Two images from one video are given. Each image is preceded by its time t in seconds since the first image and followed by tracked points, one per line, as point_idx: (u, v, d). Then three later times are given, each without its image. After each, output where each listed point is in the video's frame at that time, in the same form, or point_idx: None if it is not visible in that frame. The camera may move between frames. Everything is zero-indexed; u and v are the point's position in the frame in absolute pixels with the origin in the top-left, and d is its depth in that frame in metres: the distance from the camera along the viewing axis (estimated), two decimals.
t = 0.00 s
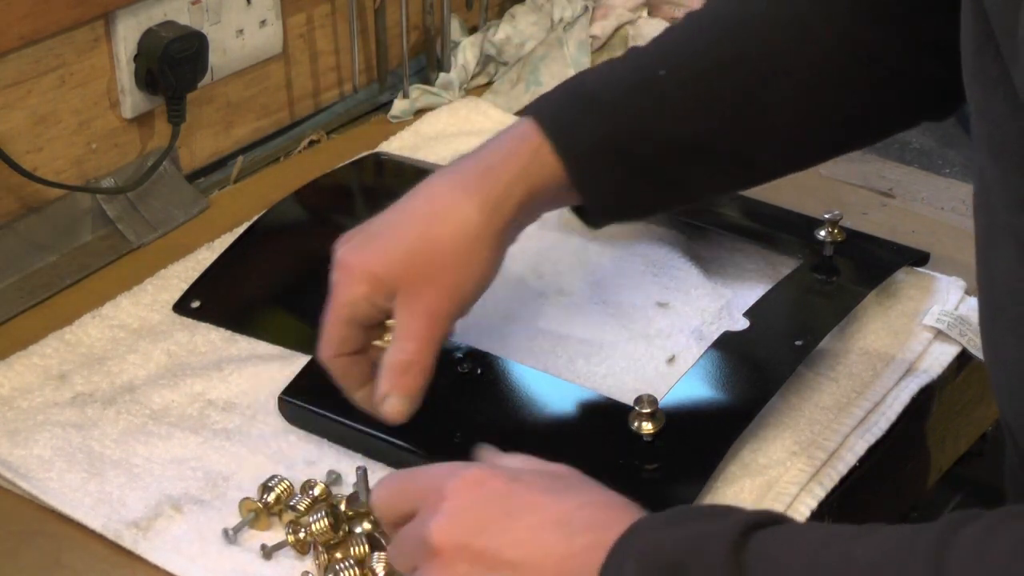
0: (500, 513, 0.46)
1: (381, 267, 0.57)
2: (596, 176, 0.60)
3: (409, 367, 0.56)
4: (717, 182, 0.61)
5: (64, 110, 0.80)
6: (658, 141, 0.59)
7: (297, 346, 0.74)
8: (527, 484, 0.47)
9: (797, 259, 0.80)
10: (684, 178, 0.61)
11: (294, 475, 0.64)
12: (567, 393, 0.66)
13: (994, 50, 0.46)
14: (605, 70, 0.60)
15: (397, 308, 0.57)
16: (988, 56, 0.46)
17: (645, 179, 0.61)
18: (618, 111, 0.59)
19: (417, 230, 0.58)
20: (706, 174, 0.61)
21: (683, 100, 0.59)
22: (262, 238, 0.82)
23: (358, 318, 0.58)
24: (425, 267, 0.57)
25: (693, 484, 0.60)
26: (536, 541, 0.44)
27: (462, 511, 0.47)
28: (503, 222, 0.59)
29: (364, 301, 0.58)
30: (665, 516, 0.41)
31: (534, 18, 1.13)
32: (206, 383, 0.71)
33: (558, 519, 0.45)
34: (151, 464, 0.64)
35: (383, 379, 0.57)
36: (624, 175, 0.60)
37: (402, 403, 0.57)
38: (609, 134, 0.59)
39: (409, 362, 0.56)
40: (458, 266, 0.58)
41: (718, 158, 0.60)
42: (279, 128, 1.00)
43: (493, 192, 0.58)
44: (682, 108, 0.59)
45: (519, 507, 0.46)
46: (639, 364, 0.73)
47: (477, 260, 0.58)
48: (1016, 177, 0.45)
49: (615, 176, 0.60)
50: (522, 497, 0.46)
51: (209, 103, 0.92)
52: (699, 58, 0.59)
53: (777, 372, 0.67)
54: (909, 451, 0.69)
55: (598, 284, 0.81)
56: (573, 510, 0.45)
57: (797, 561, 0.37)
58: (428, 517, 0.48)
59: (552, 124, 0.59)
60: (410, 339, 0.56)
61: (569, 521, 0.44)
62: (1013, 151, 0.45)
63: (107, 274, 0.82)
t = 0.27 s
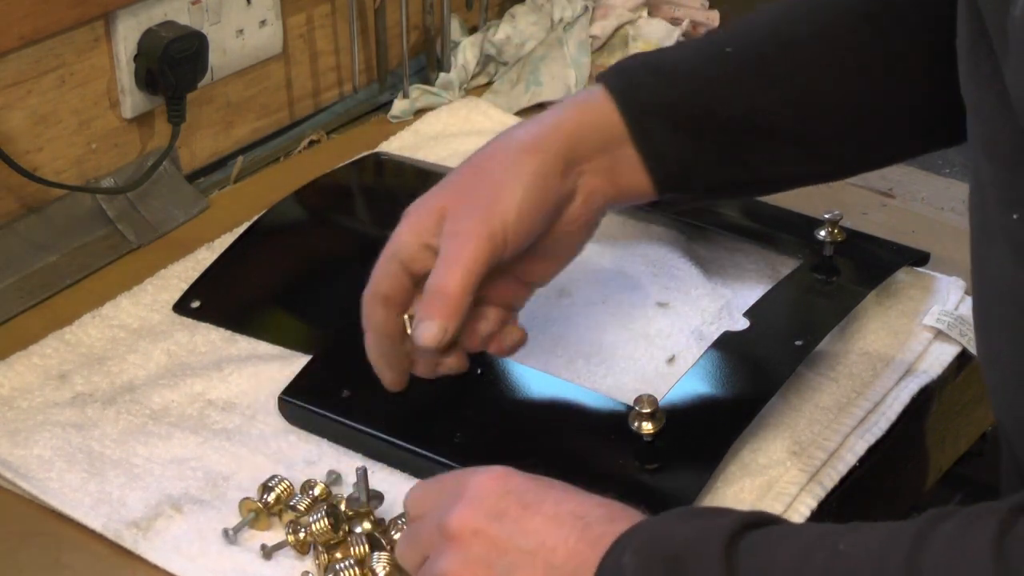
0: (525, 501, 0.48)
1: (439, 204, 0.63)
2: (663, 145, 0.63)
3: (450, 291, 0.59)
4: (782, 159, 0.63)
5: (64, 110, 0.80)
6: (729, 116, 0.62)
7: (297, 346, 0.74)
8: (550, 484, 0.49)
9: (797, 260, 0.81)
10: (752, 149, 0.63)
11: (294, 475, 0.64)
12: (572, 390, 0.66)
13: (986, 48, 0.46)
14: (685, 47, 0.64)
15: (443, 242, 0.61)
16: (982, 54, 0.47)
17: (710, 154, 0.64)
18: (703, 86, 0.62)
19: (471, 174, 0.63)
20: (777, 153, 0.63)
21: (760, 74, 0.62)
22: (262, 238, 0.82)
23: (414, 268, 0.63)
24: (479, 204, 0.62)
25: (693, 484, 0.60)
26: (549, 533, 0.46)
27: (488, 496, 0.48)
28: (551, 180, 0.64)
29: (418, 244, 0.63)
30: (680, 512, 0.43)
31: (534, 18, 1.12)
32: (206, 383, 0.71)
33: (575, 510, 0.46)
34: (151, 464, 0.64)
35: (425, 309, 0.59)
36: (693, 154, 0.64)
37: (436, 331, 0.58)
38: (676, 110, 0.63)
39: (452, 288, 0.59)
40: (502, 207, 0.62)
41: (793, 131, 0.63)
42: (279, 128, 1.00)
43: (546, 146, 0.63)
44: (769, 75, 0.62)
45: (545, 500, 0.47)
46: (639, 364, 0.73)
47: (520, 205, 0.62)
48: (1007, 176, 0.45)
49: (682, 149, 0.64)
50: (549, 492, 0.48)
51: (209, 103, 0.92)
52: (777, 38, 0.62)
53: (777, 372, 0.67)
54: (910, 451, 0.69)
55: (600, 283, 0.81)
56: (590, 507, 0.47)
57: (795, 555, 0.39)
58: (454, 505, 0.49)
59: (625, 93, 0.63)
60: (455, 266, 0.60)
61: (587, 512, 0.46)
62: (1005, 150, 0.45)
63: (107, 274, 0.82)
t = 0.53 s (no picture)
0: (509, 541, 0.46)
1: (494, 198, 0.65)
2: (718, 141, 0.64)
3: (502, 282, 0.60)
4: (829, 156, 0.64)
5: (64, 110, 0.80)
6: (781, 109, 0.63)
7: (297, 346, 0.74)
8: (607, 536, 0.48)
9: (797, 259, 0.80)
10: (803, 143, 0.64)
11: (294, 475, 0.64)
12: (577, 396, 0.66)
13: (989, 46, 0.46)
14: (740, 45, 0.65)
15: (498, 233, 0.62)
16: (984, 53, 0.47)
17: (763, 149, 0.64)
18: (768, 85, 0.63)
19: (525, 168, 0.65)
20: (826, 146, 0.64)
21: (815, 68, 0.62)
22: (262, 238, 0.82)
23: (468, 265, 0.65)
24: (536, 196, 0.63)
25: (693, 484, 0.60)
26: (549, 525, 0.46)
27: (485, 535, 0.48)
28: (607, 173, 0.64)
29: (473, 240, 0.65)
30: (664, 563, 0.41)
31: (534, 18, 1.12)
32: (206, 383, 0.71)
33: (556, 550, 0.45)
34: (151, 464, 0.64)
35: (479, 300, 0.60)
36: (747, 148, 0.64)
37: (490, 321, 0.59)
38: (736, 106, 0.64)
39: (507, 279, 0.60)
40: (557, 199, 0.63)
41: (834, 128, 0.63)
42: (279, 128, 1.00)
43: (603, 140, 0.65)
44: (823, 72, 0.62)
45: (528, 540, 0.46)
46: (639, 364, 0.73)
47: (576, 199, 0.63)
48: (1007, 179, 0.45)
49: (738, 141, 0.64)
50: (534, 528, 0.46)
51: (209, 103, 0.92)
52: (825, 34, 0.62)
53: (777, 372, 0.67)
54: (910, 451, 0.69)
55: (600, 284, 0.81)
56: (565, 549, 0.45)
57: None
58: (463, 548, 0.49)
59: (687, 87, 0.65)
60: (510, 256, 0.61)
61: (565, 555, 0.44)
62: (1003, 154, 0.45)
63: (107, 274, 0.82)
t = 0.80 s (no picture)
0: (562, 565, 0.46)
1: (400, 340, 0.53)
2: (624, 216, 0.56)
3: (444, 432, 0.52)
4: (808, 180, 0.58)
5: (64, 110, 0.80)
6: (663, 171, 0.56)
7: (297, 346, 0.74)
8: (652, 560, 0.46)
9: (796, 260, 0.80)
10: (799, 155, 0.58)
11: (294, 475, 0.64)
12: (577, 398, 0.66)
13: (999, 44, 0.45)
14: (612, 107, 0.58)
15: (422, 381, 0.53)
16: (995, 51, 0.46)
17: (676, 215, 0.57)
18: (625, 149, 0.56)
19: (431, 295, 0.54)
20: (726, 210, 0.58)
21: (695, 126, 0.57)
22: (262, 238, 0.82)
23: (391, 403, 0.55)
24: (448, 325, 0.53)
25: (693, 484, 0.60)
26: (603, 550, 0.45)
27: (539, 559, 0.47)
28: (518, 279, 0.55)
29: (385, 385, 0.54)
30: None
31: (534, 18, 1.12)
32: (206, 383, 0.71)
33: None
34: (151, 464, 0.64)
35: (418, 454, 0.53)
36: (644, 211, 0.57)
37: (437, 472, 0.53)
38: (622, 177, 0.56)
39: (446, 433, 0.52)
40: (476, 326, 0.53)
41: (816, 149, 0.57)
42: (279, 128, 1.00)
43: (505, 240, 0.55)
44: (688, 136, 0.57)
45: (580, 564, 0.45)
46: (639, 364, 0.73)
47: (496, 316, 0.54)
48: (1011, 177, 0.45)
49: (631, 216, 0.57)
50: (585, 550, 0.45)
51: (209, 103, 0.92)
52: (738, 82, 0.57)
53: (777, 372, 0.67)
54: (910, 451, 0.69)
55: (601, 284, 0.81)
56: None
57: None
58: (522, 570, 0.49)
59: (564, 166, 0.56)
60: (444, 411, 0.52)
61: None
62: (1002, 154, 0.45)
63: (107, 274, 0.82)
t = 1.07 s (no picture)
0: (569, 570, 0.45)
1: (449, 219, 0.55)
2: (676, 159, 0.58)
3: (466, 313, 0.52)
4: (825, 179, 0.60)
5: (65, 110, 0.80)
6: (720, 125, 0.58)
7: (297, 346, 0.74)
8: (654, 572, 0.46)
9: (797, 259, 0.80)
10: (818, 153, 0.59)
11: (294, 475, 0.64)
12: (575, 397, 0.66)
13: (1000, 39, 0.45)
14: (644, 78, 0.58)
15: (455, 261, 0.54)
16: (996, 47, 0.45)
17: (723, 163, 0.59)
18: (659, 129, 0.57)
19: (478, 188, 0.56)
20: (762, 162, 0.59)
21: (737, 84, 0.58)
22: (262, 238, 0.82)
23: (422, 287, 0.57)
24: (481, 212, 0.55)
25: (693, 484, 0.60)
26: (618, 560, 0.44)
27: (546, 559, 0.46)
28: (562, 188, 0.56)
29: (424, 261, 0.56)
30: None
31: (534, 19, 1.12)
32: (206, 383, 0.71)
33: None
34: (151, 464, 0.64)
35: (439, 334, 0.52)
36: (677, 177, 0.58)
37: (454, 354, 0.51)
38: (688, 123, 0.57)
39: (468, 309, 0.52)
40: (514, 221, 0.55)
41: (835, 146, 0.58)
42: (279, 128, 1.00)
43: (552, 154, 0.57)
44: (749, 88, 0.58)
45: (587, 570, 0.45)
46: (639, 363, 0.73)
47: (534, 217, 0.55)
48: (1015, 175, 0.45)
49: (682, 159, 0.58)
50: (591, 556, 0.45)
51: (209, 103, 0.92)
52: (756, 82, 0.58)
53: (777, 372, 0.67)
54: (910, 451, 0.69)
55: (601, 284, 0.81)
56: None
57: None
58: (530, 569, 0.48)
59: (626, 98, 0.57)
60: (468, 287, 0.53)
61: None
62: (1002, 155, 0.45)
63: (107, 274, 0.82)
